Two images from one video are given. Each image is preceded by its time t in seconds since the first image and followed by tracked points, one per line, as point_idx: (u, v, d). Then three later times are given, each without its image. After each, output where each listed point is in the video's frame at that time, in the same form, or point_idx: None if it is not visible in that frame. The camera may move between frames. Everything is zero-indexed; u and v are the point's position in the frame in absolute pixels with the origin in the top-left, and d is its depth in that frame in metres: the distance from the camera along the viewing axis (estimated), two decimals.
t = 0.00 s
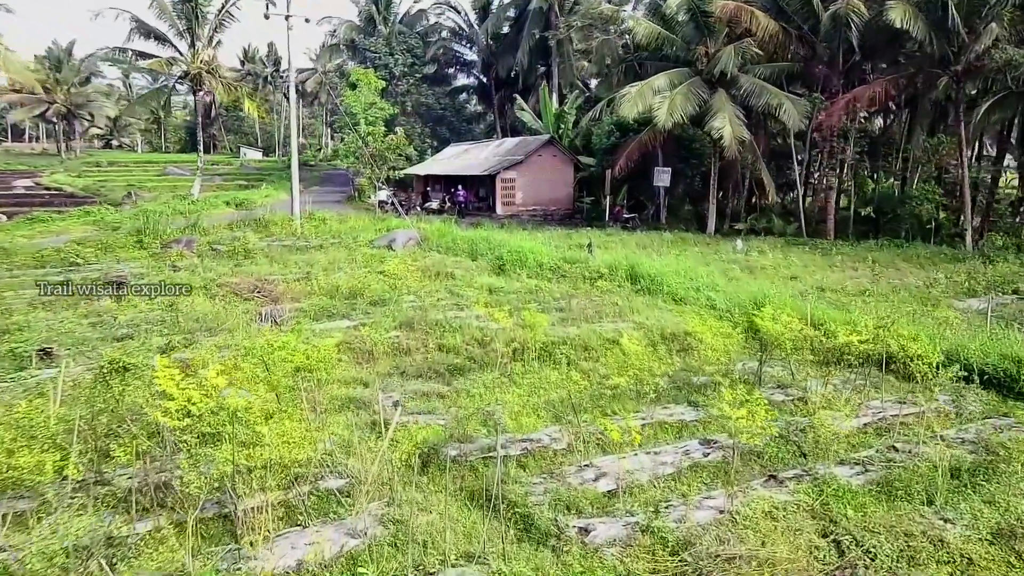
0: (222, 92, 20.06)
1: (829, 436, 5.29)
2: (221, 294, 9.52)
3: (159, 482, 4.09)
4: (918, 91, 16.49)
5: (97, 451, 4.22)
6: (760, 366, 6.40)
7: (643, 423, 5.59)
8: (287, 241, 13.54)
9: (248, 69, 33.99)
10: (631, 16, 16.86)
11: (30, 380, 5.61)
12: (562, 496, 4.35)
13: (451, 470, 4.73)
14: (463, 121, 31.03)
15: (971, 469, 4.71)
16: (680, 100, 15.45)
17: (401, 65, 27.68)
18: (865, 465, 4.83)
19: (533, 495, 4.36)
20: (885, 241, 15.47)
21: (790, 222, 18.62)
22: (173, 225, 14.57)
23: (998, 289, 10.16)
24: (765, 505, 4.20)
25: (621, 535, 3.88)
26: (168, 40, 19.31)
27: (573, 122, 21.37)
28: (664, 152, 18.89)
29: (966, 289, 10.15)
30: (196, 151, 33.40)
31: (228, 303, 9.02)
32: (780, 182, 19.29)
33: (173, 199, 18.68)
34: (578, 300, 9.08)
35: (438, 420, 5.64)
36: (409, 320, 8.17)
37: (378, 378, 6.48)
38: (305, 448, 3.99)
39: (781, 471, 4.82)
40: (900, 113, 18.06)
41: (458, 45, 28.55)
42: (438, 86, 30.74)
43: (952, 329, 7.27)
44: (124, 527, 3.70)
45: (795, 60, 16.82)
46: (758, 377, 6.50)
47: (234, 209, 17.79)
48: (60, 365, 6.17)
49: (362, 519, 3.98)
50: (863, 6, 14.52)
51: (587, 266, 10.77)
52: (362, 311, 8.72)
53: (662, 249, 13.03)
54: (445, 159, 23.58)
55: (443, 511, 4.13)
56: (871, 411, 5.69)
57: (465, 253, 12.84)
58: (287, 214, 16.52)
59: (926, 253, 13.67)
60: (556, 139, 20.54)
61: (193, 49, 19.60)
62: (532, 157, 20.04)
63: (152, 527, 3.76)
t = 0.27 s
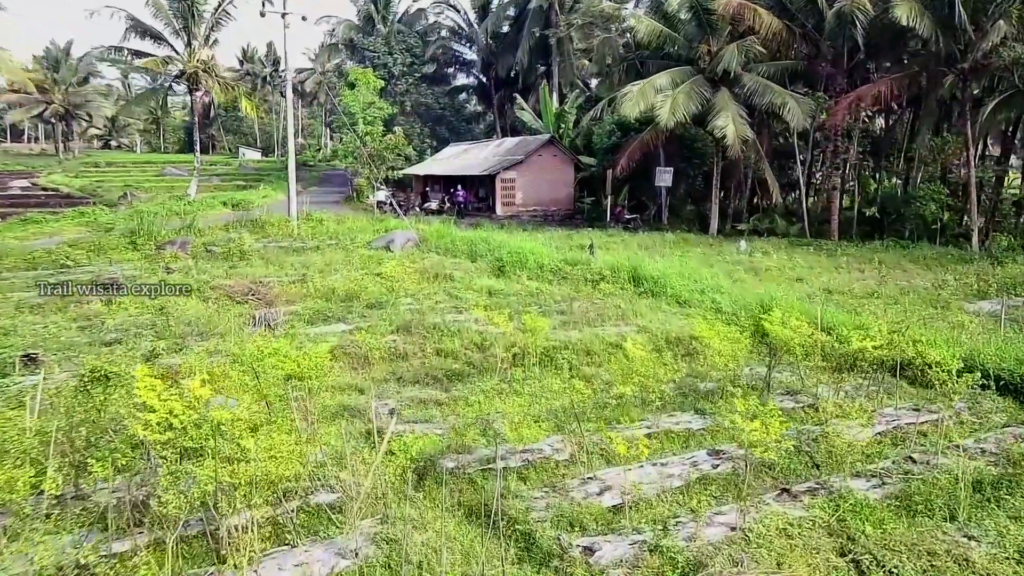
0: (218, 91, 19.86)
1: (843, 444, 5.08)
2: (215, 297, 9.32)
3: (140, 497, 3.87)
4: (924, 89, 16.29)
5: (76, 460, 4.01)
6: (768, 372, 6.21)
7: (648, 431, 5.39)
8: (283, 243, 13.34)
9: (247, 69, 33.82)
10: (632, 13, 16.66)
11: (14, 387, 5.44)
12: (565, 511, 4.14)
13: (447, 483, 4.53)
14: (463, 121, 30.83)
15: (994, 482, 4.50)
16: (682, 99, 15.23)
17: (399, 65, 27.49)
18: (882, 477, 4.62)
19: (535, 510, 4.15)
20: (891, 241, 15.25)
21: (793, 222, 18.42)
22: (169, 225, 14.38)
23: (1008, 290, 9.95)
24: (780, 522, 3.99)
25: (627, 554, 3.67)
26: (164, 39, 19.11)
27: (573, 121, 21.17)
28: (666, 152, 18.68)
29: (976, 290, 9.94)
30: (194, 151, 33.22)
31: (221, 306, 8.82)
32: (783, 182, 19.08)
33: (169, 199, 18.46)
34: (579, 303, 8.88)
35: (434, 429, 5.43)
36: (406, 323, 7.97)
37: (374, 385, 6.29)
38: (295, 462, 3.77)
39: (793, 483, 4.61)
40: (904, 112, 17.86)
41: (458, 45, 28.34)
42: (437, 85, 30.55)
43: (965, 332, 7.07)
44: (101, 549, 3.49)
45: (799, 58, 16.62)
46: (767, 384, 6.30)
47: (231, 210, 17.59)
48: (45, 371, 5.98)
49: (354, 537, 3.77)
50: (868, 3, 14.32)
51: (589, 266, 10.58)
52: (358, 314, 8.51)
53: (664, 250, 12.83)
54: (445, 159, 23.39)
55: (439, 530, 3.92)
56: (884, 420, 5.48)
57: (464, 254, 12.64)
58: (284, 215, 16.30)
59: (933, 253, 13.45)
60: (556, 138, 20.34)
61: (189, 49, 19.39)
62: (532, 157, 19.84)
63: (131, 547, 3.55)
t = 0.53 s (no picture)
0: (215, 89, 19.62)
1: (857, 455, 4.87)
2: (207, 299, 9.10)
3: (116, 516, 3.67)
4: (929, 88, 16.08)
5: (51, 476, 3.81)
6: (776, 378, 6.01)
7: (653, 441, 5.19)
8: (279, 243, 13.10)
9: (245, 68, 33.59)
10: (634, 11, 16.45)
11: None
12: (568, 529, 3.93)
13: (444, 498, 4.32)
14: (462, 121, 30.62)
15: (1019, 496, 4.28)
16: (684, 97, 15.02)
17: (398, 63, 27.32)
18: (900, 491, 4.40)
19: (536, 528, 3.94)
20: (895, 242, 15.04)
21: (796, 223, 18.21)
22: (163, 225, 14.14)
23: (1019, 293, 9.74)
24: (795, 540, 3.77)
25: None
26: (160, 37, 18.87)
27: (574, 120, 20.96)
28: (667, 151, 18.47)
29: (986, 292, 9.73)
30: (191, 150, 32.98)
31: (213, 308, 8.59)
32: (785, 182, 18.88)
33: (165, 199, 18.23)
34: (581, 305, 8.66)
35: (431, 438, 5.23)
36: (402, 326, 7.75)
37: (368, 392, 6.09)
38: (282, 478, 3.55)
39: (807, 498, 4.40)
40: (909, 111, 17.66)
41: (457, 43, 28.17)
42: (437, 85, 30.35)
43: (979, 336, 6.86)
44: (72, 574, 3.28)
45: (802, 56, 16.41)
46: (775, 391, 6.09)
47: (227, 210, 17.36)
48: (27, 377, 5.77)
49: (344, 558, 3.55)
50: None
51: (590, 268, 10.37)
52: (354, 317, 8.29)
53: (667, 251, 12.62)
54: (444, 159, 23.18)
55: (435, 549, 3.72)
56: (898, 429, 5.27)
57: (463, 254, 12.41)
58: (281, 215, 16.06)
59: (939, 254, 13.25)
60: (557, 137, 20.13)
61: (186, 46, 19.17)
62: (532, 156, 19.63)
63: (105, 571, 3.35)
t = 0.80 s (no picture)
0: (211, 89, 19.39)
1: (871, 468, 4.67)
2: (199, 302, 8.87)
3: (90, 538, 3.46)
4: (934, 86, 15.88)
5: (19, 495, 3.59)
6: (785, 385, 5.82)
7: (658, 452, 4.99)
8: (275, 245, 12.88)
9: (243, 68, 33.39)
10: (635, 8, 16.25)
11: None
12: (571, 549, 3.72)
13: (440, 513, 4.12)
14: (462, 121, 30.43)
15: None
16: (687, 96, 14.81)
17: (398, 62, 27.13)
18: (920, 507, 4.19)
19: (538, 548, 3.74)
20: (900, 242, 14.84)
21: (799, 223, 18.01)
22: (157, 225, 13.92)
23: None
24: (811, 560, 3.56)
25: None
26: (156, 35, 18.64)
27: (574, 120, 20.77)
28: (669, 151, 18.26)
29: (996, 295, 9.53)
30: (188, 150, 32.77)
31: (204, 311, 8.37)
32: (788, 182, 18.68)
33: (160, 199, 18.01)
34: (582, 308, 8.45)
35: (428, 450, 5.03)
36: (398, 331, 7.53)
37: (363, 400, 5.90)
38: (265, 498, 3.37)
39: (821, 514, 4.19)
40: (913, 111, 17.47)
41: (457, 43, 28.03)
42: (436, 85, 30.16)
43: (993, 342, 6.66)
44: None
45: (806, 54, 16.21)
46: (784, 396, 5.89)
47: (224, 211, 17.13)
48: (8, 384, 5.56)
49: None
50: None
51: (591, 269, 10.16)
52: (349, 321, 8.07)
53: (669, 252, 12.41)
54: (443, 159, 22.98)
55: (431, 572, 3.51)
56: (913, 440, 5.07)
57: (462, 256, 12.19)
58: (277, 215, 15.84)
59: (945, 255, 13.05)
60: (557, 137, 19.94)
61: (182, 45, 18.93)
62: (532, 156, 19.43)
63: None
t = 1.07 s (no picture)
0: (207, 88, 19.20)
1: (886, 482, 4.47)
2: (190, 305, 8.66)
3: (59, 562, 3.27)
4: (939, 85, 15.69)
5: None
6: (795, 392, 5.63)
7: (663, 463, 4.79)
8: (270, 246, 12.68)
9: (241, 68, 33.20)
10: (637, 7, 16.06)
11: None
12: (574, 570, 3.52)
13: (435, 531, 3.93)
14: (461, 121, 30.24)
15: None
16: (689, 95, 14.59)
17: (397, 62, 26.90)
18: (940, 525, 3.99)
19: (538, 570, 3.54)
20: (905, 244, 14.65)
21: (801, 224, 17.81)
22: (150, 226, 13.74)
23: None
24: None
25: None
26: (151, 34, 18.46)
27: (574, 120, 20.58)
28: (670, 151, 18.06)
29: (1005, 297, 9.33)
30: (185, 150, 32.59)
31: (196, 315, 8.18)
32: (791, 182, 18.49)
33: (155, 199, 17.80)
34: (583, 312, 8.25)
35: (424, 462, 4.81)
36: (394, 335, 7.33)
37: (357, 408, 5.71)
38: (245, 523, 3.16)
39: (836, 532, 3.99)
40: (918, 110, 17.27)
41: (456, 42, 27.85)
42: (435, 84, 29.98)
43: (1008, 347, 6.47)
44: None
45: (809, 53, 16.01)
46: (794, 405, 5.69)
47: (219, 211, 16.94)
48: None
49: None
50: None
51: (591, 271, 9.97)
52: (344, 325, 7.87)
53: (671, 253, 12.20)
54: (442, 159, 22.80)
55: None
56: (929, 451, 4.87)
57: (461, 257, 11.98)
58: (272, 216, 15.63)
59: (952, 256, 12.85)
60: (557, 137, 19.74)
61: (178, 44, 18.70)
62: (532, 156, 19.23)
63: None
